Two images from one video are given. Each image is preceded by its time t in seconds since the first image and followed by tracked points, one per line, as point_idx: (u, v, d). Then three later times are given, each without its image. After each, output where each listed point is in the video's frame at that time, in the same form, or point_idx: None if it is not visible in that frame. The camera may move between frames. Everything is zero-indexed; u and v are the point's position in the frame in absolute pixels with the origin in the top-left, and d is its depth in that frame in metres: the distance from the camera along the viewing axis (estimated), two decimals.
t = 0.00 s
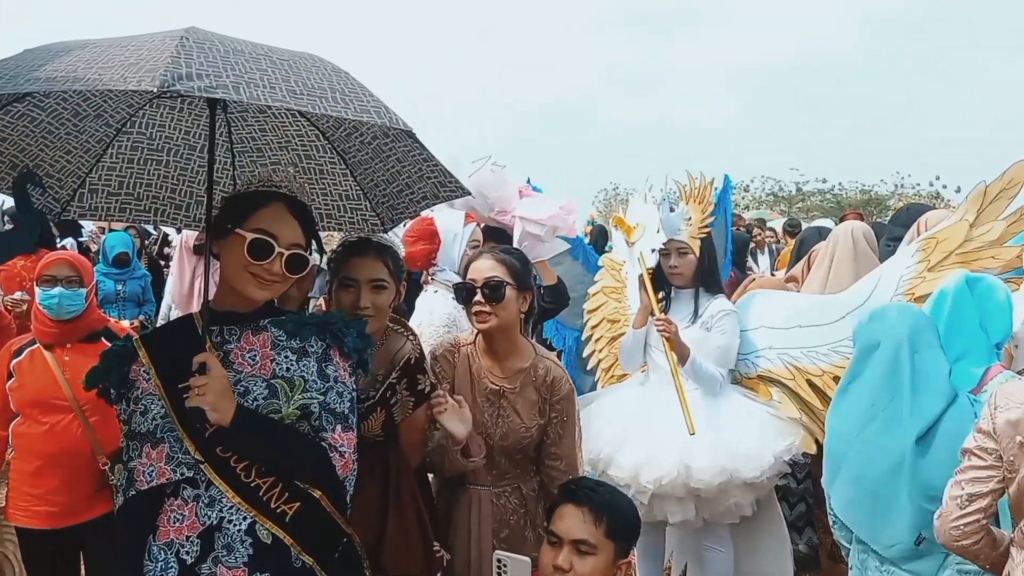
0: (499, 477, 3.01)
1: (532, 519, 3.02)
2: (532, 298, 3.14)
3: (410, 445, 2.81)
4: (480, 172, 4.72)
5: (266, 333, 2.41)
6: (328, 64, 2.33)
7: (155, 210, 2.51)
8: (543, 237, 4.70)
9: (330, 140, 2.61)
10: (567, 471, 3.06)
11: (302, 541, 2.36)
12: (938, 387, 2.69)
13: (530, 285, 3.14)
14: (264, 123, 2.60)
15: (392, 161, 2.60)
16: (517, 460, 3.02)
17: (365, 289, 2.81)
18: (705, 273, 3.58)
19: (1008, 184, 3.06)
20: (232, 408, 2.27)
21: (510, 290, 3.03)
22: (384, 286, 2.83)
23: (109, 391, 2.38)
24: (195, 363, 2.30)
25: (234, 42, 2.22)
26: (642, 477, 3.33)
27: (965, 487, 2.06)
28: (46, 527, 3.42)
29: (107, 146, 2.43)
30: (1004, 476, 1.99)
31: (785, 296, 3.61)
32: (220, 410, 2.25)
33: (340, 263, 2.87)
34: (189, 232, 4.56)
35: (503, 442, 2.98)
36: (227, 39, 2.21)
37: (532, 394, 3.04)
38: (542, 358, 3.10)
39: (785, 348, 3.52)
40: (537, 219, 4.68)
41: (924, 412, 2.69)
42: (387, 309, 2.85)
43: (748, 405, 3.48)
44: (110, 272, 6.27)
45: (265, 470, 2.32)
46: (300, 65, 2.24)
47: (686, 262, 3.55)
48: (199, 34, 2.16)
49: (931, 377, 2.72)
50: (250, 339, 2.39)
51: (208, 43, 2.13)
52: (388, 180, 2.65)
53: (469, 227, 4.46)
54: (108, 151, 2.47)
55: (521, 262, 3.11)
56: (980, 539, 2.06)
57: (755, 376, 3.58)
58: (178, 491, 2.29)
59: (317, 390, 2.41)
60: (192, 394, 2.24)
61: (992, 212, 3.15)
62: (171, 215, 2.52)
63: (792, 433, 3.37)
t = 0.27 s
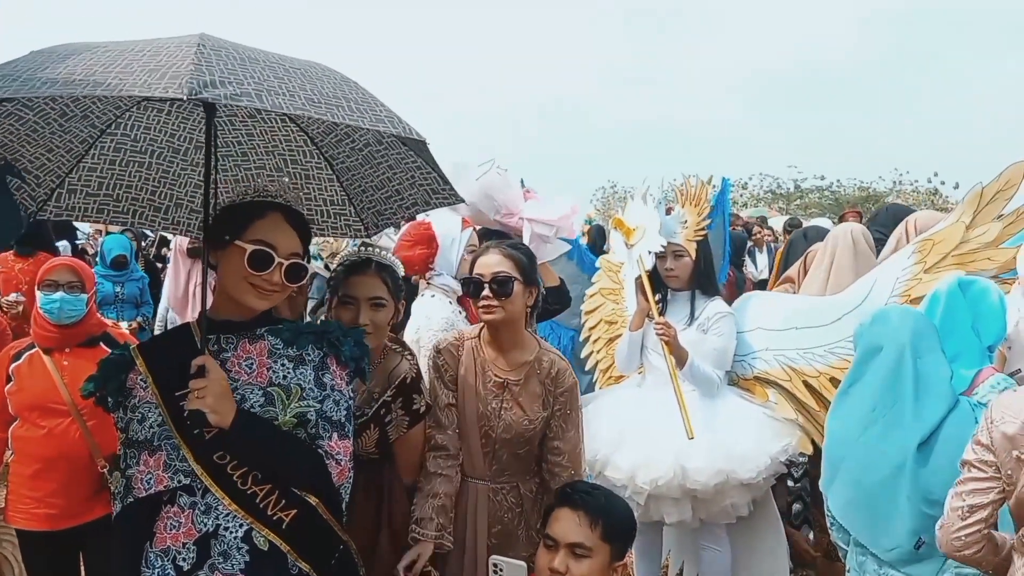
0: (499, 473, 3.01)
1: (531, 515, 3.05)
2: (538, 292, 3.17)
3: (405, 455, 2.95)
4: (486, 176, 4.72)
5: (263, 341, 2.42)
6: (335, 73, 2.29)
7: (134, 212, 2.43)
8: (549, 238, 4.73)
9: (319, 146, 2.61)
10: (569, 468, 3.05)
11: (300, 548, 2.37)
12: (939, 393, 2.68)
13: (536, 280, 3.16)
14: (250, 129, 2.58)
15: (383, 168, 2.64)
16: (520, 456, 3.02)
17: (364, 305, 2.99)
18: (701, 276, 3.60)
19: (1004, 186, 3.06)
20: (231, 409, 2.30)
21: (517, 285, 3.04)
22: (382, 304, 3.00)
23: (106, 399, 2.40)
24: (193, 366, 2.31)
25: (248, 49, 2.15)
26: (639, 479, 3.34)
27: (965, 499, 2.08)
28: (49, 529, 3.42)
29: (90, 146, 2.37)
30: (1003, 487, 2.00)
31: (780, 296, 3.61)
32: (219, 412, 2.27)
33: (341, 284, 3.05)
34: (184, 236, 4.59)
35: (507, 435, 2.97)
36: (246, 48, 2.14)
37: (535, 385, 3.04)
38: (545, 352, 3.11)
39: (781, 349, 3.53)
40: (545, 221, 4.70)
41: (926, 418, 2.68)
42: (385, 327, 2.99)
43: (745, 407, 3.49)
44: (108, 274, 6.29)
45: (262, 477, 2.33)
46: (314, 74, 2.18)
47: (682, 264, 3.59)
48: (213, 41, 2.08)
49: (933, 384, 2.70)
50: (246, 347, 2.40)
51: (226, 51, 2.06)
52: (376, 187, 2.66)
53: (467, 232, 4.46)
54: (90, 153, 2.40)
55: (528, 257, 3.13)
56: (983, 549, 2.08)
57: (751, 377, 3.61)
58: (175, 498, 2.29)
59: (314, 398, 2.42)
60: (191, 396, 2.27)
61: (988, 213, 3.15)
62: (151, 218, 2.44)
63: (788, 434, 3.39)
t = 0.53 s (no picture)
0: (493, 472, 3.02)
1: (527, 515, 3.05)
2: (532, 293, 3.17)
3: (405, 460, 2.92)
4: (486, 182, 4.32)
5: (260, 347, 2.37)
6: (320, 67, 2.23)
7: (134, 219, 2.45)
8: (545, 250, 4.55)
9: (312, 143, 2.55)
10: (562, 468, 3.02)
11: (296, 554, 2.35)
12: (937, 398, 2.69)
13: (530, 282, 3.17)
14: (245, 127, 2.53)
15: (376, 162, 2.55)
16: (514, 456, 3.03)
17: (380, 308, 2.95)
18: (699, 276, 3.59)
19: (1000, 186, 3.05)
20: (231, 411, 2.27)
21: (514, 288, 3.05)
22: (399, 309, 2.98)
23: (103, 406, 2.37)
24: (192, 369, 2.25)
25: (228, 47, 2.11)
26: (636, 481, 3.35)
27: (966, 507, 2.06)
28: (42, 533, 3.42)
29: (85, 156, 2.36)
30: (1002, 494, 2.01)
31: (777, 297, 3.61)
32: (219, 416, 2.23)
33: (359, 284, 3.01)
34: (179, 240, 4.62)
35: (499, 434, 2.99)
36: (224, 46, 2.10)
37: (528, 385, 3.05)
38: (537, 350, 3.12)
39: (778, 351, 3.52)
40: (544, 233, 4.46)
41: (925, 423, 2.68)
42: (398, 332, 2.97)
43: (742, 408, 3.49)
44: (106, 276, 6.30)
45: (259, 483, 2.30)
46: (297, 69, 2.13)
47: (680, 266, 3.58)
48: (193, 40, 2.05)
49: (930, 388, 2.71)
50: (244, 353, 2.36)
51: (205, 49, 2.02)
52: (372, 181, 2.57)
53: (465, 236, 4.44)
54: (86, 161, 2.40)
55: (524, 258, 3.13)
56: (983, 557, 2.06)
57: (748, 379, 3.60)
58: (172, 505, 2.26)
59: (312, 403, 2.39)
60: (190, 401, 2.22)
61: (984, 214, 3.14)
62: (150, 224, 2.46)
63: (785, 434, 3.39)
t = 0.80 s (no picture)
0: (481, 473, 2.97)
1: (515, 512, 3.02)
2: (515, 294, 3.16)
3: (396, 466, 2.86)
4: (467, 185, 4.31)
5: (245, 353, 2.28)
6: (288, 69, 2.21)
7: (104, 227, 2.42)
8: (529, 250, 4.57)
9: (280, 141, 2.52)
10: (549, 464, 3.00)
11: (283, 562, 2.24)
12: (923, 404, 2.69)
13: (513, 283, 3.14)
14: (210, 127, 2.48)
15: (346, 157, 2.52)
16: (502, 454, 2.99)
17: (386, 317, 2.83)
18: (686, 279, 3.59)
19: (988, 188, 3.05)
20: (216, 417, 2.17)
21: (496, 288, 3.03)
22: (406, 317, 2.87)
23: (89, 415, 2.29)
24: (175, 377, 2.19)
25: (194, 54, 2.08)
26: (624, 483, 3.35)
27: (949, 505, 2.04)
28: (31, 537, 3.41)
29: (51, 167, 2.34)
30: (986, 495, 1.96)
31: (765, 301, 3.63)
32: (205, 423, 2.15)
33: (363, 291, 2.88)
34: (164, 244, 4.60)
35: (486, 433, 2.94)
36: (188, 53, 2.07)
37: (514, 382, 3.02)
38: (521, 349, 3.10)
39: (766, 353, 3.53)
40: (525, 234, 4.46)
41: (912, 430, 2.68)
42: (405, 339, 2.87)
43: (729, 410, 3.50)
44: (97, 279, 6.26)
45: (245, 490, 2.20)
46: (265, 73, 2.11)
47: (667, 268, 3.58)
48: (160, 49, 2.02)
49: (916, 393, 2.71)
50: (228, 359, 2.26)
51: (172, 58, 1.99)
52: (342, 176, 2.55)
53: (454, 239, 4.44)
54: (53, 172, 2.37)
55: (506, 258, 3.10)
56: (965, 554, 2.04)
57: (736, 381, 3.61)
58: (157, 513, 2.18)
59: (297, 409, 2.28)
60: (174, 408, 2.14)
61: (971, 216, 3.14)
62: (120, 231, 2.43)
63: (772, 437, 3.40)
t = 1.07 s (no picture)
0: (460, 480, 2.78)
1: (495, 521, 2.82)
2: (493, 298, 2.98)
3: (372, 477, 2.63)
4: (432, 190, 4.53)
5: (214, 360, 2.16)
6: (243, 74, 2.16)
7: (62, 241, 2.35)
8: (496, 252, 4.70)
9: (237, 147, 2.46)
10: (529, 470, 2.82)
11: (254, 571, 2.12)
12: (888, 409, 2.62)
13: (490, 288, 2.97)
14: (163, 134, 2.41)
15: (303, 161, 2.46)
16: (480, 461, 2.79)
17: (360, 322, 2.60)
18: (660, 283, 3.57)
19: (960, 191, 3.06)
20: (185, 425, 2.06)
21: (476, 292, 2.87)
22: (382, 323, 2.64)
23: (57, 423, 2.15)
24: (141, 387, 2.06)
25: (149, 61, 2.02)
26: (599, 488, 3.32)
27: (921, 513, 2.02)
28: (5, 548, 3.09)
29: (6, 181, 2.27)
30: (958, 503, 1.95)
31: (738, 303, 3.62)
32: (172, 429, 2.03)
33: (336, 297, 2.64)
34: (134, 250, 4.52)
35: (465, 439, 2.75)
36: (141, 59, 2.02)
37: (493, 388, 2.83)
38: (500, 355, 2.91)
39: (740, 356, 3.52)
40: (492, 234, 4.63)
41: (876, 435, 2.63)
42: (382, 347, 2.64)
43: (703, 414, 3.49)
44: (75, 285, 6.13)
45: (216, 497, 2.09)
46: (223, 78, 2.06)
47: (641, 271, 3.54)
48: (114, 58, 1.96)
49: (875, 397, 2.64)
50: (197, 366, 2.15)
51: (127, 67, 1.94)
52: (301, 181, 2.49)
53: (426, 243, 4.34)
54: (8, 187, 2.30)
55: (485, 262, 2.93)
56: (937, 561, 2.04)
57: (710, 385, 3.61)
58: (128, 522, 2.05)
59: (266, 416, 2.17)
60: (142, 419, 2.02)
61: (944, 218, 3.15)
62: (78, 244, 2.37)
63: (747, 440, 3.41)
